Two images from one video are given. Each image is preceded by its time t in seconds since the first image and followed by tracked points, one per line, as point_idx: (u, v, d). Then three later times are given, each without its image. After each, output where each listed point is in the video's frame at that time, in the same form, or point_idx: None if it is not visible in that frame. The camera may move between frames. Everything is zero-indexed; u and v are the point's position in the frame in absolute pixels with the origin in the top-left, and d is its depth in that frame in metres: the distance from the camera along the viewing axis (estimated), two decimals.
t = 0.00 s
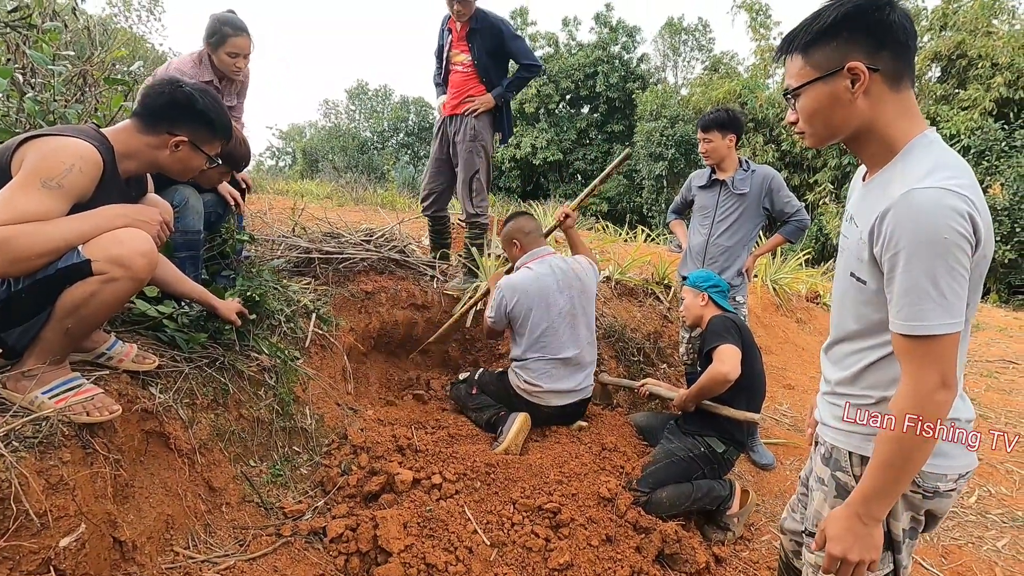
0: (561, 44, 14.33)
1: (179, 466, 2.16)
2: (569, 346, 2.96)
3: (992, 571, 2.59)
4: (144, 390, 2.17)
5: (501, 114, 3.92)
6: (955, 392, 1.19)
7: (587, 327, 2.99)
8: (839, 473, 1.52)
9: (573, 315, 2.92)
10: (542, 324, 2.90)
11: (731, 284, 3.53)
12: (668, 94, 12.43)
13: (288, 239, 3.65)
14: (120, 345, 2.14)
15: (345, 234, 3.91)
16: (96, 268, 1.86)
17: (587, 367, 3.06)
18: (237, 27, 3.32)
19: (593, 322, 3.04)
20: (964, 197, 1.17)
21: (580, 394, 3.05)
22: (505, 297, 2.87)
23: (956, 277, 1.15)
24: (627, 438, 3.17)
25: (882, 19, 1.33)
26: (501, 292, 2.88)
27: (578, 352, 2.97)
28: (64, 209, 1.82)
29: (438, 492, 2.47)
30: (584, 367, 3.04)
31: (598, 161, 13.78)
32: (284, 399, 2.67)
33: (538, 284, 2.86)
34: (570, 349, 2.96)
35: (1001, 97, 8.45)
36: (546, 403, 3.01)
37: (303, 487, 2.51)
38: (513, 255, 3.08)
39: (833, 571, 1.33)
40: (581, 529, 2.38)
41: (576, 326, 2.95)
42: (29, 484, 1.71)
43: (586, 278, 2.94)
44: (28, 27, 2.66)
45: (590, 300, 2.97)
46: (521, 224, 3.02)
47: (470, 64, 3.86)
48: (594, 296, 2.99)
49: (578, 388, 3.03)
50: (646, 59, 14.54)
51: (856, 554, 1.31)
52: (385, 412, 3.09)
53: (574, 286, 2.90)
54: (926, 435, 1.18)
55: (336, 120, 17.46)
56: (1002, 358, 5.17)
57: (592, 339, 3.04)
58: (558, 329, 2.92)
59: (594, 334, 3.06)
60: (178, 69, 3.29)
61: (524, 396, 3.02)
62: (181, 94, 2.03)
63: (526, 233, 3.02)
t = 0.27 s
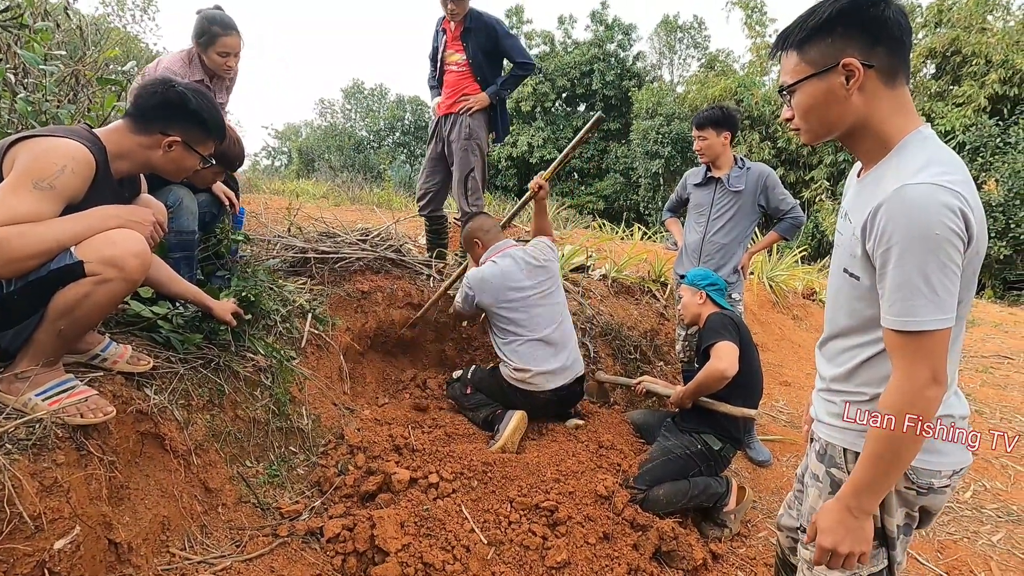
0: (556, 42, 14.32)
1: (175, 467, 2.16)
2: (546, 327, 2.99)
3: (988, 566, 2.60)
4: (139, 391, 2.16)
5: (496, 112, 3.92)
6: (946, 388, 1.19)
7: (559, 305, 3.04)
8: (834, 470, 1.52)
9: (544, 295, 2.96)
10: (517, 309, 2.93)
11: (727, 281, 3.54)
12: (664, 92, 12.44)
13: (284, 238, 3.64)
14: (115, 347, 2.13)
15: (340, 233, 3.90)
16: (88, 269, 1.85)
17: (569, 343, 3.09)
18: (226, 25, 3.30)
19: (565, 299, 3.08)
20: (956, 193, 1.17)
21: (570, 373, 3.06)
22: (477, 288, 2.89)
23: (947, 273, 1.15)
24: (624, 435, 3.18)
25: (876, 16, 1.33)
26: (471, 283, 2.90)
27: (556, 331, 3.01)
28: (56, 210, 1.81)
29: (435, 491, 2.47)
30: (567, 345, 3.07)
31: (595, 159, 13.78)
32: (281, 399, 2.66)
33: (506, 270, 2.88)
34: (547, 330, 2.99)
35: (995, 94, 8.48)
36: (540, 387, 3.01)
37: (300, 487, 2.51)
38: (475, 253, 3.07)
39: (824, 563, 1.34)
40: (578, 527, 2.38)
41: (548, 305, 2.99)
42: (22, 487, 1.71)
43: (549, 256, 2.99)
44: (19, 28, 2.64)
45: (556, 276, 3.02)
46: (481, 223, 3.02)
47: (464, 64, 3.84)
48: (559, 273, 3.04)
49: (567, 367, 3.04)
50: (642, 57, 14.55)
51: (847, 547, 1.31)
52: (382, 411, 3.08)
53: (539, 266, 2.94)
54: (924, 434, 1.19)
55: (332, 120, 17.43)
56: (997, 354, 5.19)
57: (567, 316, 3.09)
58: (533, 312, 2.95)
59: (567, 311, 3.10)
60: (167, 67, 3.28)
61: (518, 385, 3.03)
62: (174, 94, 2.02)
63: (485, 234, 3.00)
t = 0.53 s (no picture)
0: (559, 43, 14.33)
1: (176, 464, 2.16)
2: (540, 318, 3.01)
3: (988, 570, 2.60)
4: (141, 388, 2.16)
5: (498, 113, 3.93)
6: (945, 392, 1.19)
7: (549, 294, 3.08)
8: (835, 473, 1.52)
9: (536, 286, 3.00)
10: (512, 301, 2.94)
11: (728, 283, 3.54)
12: (666, 94, 12.44)
13: (286, 237, 3.65)
14: (117, 344, 2.14)
15: (342, 233, 3.90)
16: (92, 266, 1.86)
17: (562, 332, 3.12)
18: (233, 21, 3.30)
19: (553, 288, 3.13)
20: (959, 197, 1.17)
21: (567, 361, 3.08)
22: (472, 281, 2.89)
23: (948, 277, 1.15)
24: (625, 437, 3.18)
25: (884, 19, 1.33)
26: (466, 278, 2.90)
27: (547, 322, 3.05)
28: (60, 207, 1.81)
29: (435, 491, 2.47)
30: (560, 334, 3.10)
31: (597, 160, 13.78)
32: (282, 397, 2.66)
33: (498, 263, 2.91)
34: (542, 320, 3.02)
35: (998, 98, 8.49)
36: (536, 378, 3.01)
37: (300, 486, 2.51)
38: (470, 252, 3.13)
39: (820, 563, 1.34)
40: (578, 528, 2.38)
41: (540, 296, 3.02)
42: (24, 482, 1.71)
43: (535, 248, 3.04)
44: (24, 24, 2.65)
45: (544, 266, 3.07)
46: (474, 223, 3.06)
47: (468, 64, 3.84)
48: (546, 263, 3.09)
49: (563, 355, 3.07)
50: (644, 58, 14.56)
51: (843, 548, 1.31)
52: (383, 411, 3.08)
53: (529, 256, 2.98)
54: (924, 434, 1.19)
55: (334, 119, 17.45)
56: (998, 358, 5.19)
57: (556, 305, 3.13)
58: (527, 303, 2.97)
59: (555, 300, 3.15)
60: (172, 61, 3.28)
61: (515, 378, 3.03)
62: (171, 77, 2.05)
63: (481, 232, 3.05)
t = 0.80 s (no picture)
0: (563, 45, 14.34)
1: (177, 461, 2.16)
2: (538, 316, 3.04)
3: None
4: (143, 385, 2.16)
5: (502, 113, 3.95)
6: (948, 397, 1.19)
7: (545, 292, 3.11)
8: (837, 477, 1.52)
9: (533, 284, 3.03)
10: (509, 299, 2.97)
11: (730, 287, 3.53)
12: (669, 96, 12.45)
13: (288, 236, 3.65)
14: (120, 340, 2.14)
15: (344, 232, 3.91)
16: (97, 262, 1.86)
17: (560, 329, 3.15)
18: (235, 16, 3.32)
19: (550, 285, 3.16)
20: (964, 202, 1.17)
21: (567, 358, 3.11)
22: (469, 281, 2.91)
23: (952, 282, 1.15)
24: (625, 439, 3.18)
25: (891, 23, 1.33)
26: (464, 278, 2.92)
27: (545, 320, 3.06)
28: (67, 203, 1.82)
29: (435, 491, 2.46)
30: (558, 331, 3.13)
31: (599, 162, 13.78)
32: (283, 396, 2.66)
33: (494, 261, 2.94)
34: (539, 318, 3.04)
35: (1002, 104, 8.48)
36: (536, 374, 3.02)
37: (300, 485, 2.51)
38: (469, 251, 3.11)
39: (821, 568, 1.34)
40: (578, 529, 2.38)
41: (537, 293, 3.05)
42: (26, 477, 1.71)
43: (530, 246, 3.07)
44: (30, 21, 2.65)
45: (539, 263, 3.10)
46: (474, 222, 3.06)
47: (473, 64, 3.87)
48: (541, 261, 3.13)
49: (563, 352, 3.09)
50: (648, 61, 14.56)
51: (845, 552, 1.31)
52: (383, 410, 3.08)
53: (525, 254, 3.01)
54: (925, 434, 1.18)
55: (337, 118, 17.47)
56: (1000, 364, 5.18)
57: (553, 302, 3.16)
58: (524, 301, 3.00)
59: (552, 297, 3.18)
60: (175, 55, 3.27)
61: (514, 374, 3.04)
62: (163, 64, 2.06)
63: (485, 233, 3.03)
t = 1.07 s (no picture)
0: (563, 42, 14.31)
1: (179, 462, 2.17)
2: (559, 335, 3.00)
3: (993, 571, 2.59)
4: (145, 386, 2.17)
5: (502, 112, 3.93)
6: (949, 391, 1.18)
7: (573, 312, 3.05)
8: (839, 472, 1.51)
9: (559, 303, 2.97)
10: (534, 315, 2.94)
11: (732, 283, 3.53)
12: (670, 93, 12.42)
13: (289, 235, 3.65)
14: (121, 341, 2.14)
15: (346, 231, 3.91)
16: (100, 263, 1.86)
17: (580, 350, 3.10)
18: (233, 18, 3.31)
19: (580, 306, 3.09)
20: (964, 196, 1.16)
21: (579, 379, 3.07)
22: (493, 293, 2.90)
23: (953, 276, 1.15)
24: (627, 436, 3.17)
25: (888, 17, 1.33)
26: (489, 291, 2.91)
27: (569, 341, 3.02)
28: (70, 203, 1.82)
29: (438, 489, 2.47)
30: (578, 353, 3.08)
31: (600, 159, 13.76)
32: (285, 396, 2.67)
33: (521, 277, 2.91)
34: (560, 338, 3.00)
35: (1004, 97, 8.44)
36: (544, 396, 3.04)
37: (303, 484, 2.52)
38: (495, 255, 3.09)
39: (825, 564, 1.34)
40: (581, 527, 2.38)
41: (563, 312, 3.00)
42: (29, 479, 1.71)
43: (565, 265, 3.01)
44: (30, 23, 2.65)
45: (572, 283, 3.03)
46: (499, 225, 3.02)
47: (473, 62, 3.85)
48: (575, 280, 3.05)
49: (576, 373, 3.06)
50: (648, 57, 14.52)
51: (849, 548, 1.31)
52: (385, 409, 3.08)
53: (556, 271, 2.96)
54: (924, 434, 1.18)
55: (337, 118, 17.47)
56: (1003, 359, 5.17)
57: (580, 324, 3.09)
58: (547, 319, 2.96)
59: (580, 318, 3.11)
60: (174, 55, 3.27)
61: (523, 392, 3.06)
62: (155, 59, 2.06)
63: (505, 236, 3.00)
